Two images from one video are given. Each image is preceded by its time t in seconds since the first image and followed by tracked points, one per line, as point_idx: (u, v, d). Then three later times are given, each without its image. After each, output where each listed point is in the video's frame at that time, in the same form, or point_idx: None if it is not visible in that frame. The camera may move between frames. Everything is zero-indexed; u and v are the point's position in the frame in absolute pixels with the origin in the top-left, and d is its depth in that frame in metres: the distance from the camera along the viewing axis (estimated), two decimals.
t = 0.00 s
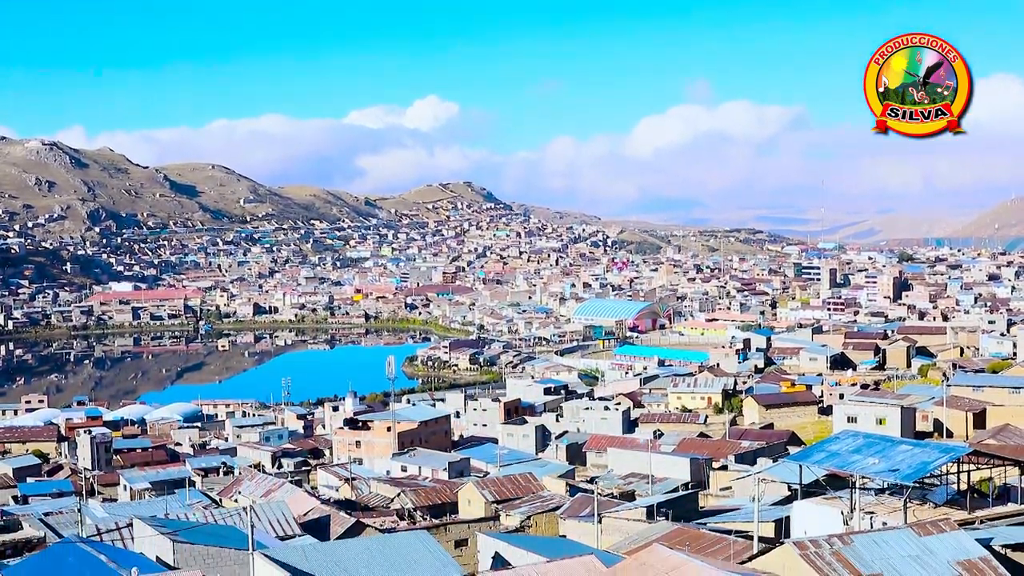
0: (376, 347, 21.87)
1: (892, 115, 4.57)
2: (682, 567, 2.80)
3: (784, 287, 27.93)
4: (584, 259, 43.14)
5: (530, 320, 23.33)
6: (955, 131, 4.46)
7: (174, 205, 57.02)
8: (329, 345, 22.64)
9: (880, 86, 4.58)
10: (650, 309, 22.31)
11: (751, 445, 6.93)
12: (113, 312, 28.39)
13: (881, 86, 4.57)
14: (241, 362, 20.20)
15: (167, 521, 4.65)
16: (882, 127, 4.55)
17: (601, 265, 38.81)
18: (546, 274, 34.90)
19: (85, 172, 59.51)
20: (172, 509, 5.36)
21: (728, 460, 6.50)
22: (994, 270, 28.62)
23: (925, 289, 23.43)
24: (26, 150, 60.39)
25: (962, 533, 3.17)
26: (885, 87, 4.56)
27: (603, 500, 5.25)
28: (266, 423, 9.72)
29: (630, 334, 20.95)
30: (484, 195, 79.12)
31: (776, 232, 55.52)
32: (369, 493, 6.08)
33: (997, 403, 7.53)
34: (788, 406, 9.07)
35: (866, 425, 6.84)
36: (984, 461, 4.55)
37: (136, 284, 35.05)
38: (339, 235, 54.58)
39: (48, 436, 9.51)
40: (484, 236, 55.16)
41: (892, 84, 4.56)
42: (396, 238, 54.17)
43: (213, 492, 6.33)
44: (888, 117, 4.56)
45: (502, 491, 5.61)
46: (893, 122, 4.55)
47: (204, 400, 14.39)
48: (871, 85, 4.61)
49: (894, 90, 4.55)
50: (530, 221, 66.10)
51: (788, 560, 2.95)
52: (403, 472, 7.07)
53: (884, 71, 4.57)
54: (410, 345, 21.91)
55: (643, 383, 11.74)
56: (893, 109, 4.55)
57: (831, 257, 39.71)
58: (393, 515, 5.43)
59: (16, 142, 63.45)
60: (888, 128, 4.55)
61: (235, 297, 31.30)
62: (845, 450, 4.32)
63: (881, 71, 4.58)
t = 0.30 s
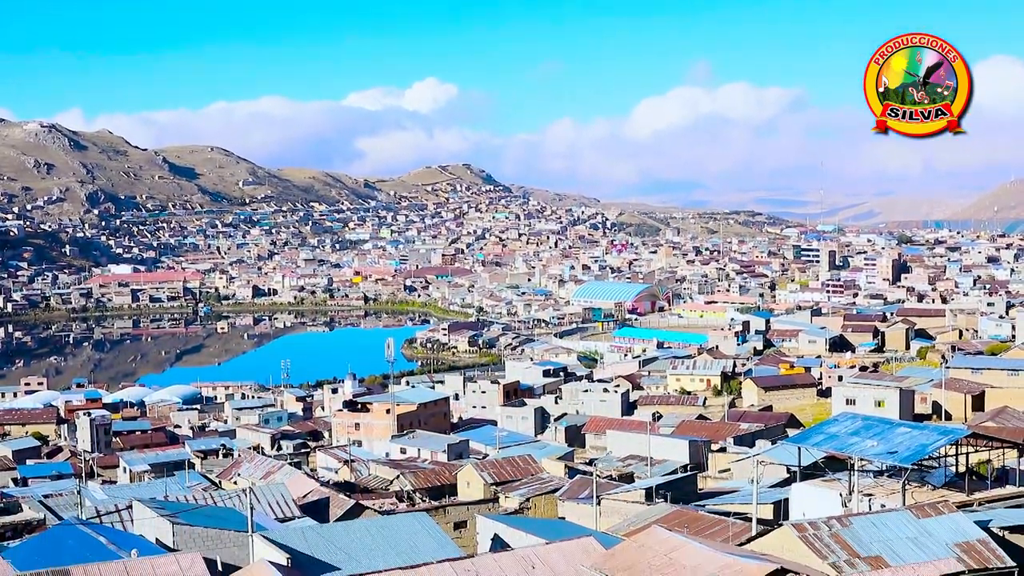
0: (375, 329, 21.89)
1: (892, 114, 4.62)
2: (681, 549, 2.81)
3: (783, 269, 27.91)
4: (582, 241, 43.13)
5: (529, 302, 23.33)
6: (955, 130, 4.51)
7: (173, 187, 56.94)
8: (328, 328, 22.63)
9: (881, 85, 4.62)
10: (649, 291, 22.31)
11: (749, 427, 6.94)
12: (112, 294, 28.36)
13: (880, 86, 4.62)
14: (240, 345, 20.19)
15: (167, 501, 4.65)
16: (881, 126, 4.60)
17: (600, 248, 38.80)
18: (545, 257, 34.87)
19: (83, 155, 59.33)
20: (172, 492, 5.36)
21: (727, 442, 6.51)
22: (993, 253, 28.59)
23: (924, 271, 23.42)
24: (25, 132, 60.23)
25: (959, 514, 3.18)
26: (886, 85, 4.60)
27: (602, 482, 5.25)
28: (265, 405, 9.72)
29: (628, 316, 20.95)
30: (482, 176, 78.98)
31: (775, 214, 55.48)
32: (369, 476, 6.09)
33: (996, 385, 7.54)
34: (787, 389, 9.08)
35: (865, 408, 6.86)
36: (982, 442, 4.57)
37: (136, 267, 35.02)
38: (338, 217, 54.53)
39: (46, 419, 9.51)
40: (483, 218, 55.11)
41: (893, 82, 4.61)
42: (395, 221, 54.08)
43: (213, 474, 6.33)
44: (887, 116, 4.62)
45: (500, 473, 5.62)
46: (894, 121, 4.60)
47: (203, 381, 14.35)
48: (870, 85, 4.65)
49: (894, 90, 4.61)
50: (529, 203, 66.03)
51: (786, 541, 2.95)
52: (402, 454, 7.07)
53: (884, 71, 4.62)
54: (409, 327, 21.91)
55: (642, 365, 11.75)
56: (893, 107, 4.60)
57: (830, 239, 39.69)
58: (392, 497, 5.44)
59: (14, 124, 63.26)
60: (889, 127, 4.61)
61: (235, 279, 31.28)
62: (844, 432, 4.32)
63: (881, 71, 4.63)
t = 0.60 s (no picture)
0: (373, 312, 21.89)
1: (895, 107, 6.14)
2: (676, 533, 2.81)
3: (780, 253, 27.88)
4: (580, 224, 43.03)
5: (526, 285, 23.32)
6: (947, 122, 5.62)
7: (170, 170, 56.81)
8: (326, 311, 22.62)
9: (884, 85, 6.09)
10: (646, 275, 22.30)
11: (746, 410, 6.95)
12: (109, 278, 28.30)
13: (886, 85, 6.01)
14: (237, 328, 20.17)
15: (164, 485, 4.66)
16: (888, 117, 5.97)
17: (598, 230, 38.74)
18: (542, 240, 34.81)
19: (79, 138, 59.15)
20: (170, 474, 5.37)
21: (724, 425, 6.52)
22: (991, 236, 28.53)
23: (921, 254, 23.39)
24: (21, 115, 60.04)
25: (956, 497, 3.18)
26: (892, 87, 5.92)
27: (599, 466, 5.26)
28: (262, 388, 9.73)
29: (625, 299, 20.95)
30: (480, 160, 78.78)
31: (773, 198, 55.35)
32: (367, 458, 6.10)
33: (992, 368, 7.56)
34: (784, 372, 9.09)
35: (862, 391, 6.87)
36: (978, 426, 4.57)
37: (132, 250, 34.96)
38: (335, 200, 54.43)
39: (43, 402, 9.53)
40: (480, 201, 55.06)
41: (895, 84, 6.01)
42: (392, 203, 53.98)
43: (211, 457, 6.35)
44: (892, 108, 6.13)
45: (498, 456, 5.63)
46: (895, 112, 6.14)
47: (200, 364, 14.39)
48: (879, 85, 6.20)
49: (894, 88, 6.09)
50: (527, 186, 65.90)
51: (783, 527, 2.95)
52: (399, 437, 7.08)
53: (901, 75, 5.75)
54: (407, 310, 21.89)
55: (640, 348, 11.78)
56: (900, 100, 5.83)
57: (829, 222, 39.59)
58: (390, 480, 5.45)
59: (10, 107, 63.06)
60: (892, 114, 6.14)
61: (232, 262, 31.22)
62: (841, 415, 4.32)
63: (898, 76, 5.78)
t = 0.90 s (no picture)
0: (371, 298, 21.87)
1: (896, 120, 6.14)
2: (675, 519, 2.81)
3: (779, 239, 27.86)
4: (578, 210, 42.99)
5: (525, 271, 23.30)
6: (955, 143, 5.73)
7: (168, 155, 56.71)
8: (324, 297, 22.60)
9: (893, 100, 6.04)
10: (645, 261, 22.29)
11: (744, 396, 6.95)
12: (107, 264, 28.27)
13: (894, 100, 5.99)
14: (235, 313, 20.15)
15: (163, 470, 4.65)
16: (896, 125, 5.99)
17: (596, 216, 38.69)
18: (541, 225, 34.78)
19: (77, 123, 59.03)
20: (169, 460, 5.37)
21: (722, 411, 6.53)
22: (989, 222, 28.51)
23: (920, 241, 23.38)
24: (19, 101, 59.90)
25: (956, 484, 3.18)
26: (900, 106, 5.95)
27: (598, 451, 5.26)
28: (260, 374, 9.72)
29: (623, 285, 20.93)
30: (478, 145, 78.65)
31: (771, 184, 55.28)
32: (365, 443, 6.10)
33: (990, 354, 7.56)
34: (782, 357, 9.10)
35: (860, 376, 6.88)
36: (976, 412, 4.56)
37: (131, 235, 34.94)
38: (333, 186, 54.38)
39: (42, 388, 9.53)
40: (479, 186, 54.99)
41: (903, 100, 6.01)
42: (391, 189, 53.93)
43: (209, 443, 6.35)
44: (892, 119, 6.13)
45: (496, 442, 5.63)
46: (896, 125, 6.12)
47: (198, 350, 14.39)
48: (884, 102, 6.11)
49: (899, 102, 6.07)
50: (525, 172, 65.79)
51: (781, 512, 2.96)
52: (397, 422, 7.08)
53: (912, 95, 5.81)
54: (405, 296, 21.89)
55: (638, 334, 11.78)
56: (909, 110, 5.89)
57: (828, 208, 39.57)
58: (389, 465, 5.45)
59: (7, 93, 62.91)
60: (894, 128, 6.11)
61: (230, 248, 31.19)
62: (839, 402, 4.32)
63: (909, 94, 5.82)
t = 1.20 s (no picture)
0: (371, 283, 21.87)
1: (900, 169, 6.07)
2: (675, 503, 2.81)
3: (778, 223, 27.83)
4: (578, 195, 42.93)
5: (524, 256, 23.29)
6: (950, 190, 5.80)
7: (167, 140, 56.60)
8: (324, 281, 22.62)
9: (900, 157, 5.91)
10: (645, 246, 22.29)
11: (743, 380, 6.96)
12: (107, 249, 28.25)
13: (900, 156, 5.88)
14: (235, 298, 20.16)
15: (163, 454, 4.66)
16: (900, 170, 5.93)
17: (596, 201, 38.70)
18: (541, 211, 34.75)
19: (76, 108, 58.92)
20: (169, 445, 5.38)
21: (720, 396, 6.53)
22: (988, 207, 28.48)
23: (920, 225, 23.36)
24: (18, 86, 59.77)
25: (954, 469, 3.18)
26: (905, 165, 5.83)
27: (598, 436, 5.27)
28: (260, 358, 9.74)
29: (622, 270, 20.93)
30: (478, 130, 78.52)
31: (771, 168, 55.18)
32: (365, 428, 6.11)
33: (989, 339, 7.56)
34: (781, 342, 9.10)
35: (860, 361, 6.89)
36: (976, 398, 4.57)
37: (131, 220, 34.92)
38: (333, 171, 54.32)
39: (42, 373, 9.54)
40: (478, 171, 54.94)
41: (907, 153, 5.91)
42: (391, 174, 53.90)
43: (208, 427, 6.36)
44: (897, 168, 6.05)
45: (496, 427, 5.64)
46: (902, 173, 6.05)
47: (198, 335, 14.41)
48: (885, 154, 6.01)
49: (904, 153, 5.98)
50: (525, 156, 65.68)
51: (781, 497, 2.96)
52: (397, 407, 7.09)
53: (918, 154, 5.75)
54: (405, 280, 21.90)
55: (638, 318, 11.79)
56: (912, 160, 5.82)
57: (828, 193, 39.51)
58: (388, 450, 5.47)
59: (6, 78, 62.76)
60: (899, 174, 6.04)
61: (230, 233, 31.18)
62: (838, 387, 4.32)
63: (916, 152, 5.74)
